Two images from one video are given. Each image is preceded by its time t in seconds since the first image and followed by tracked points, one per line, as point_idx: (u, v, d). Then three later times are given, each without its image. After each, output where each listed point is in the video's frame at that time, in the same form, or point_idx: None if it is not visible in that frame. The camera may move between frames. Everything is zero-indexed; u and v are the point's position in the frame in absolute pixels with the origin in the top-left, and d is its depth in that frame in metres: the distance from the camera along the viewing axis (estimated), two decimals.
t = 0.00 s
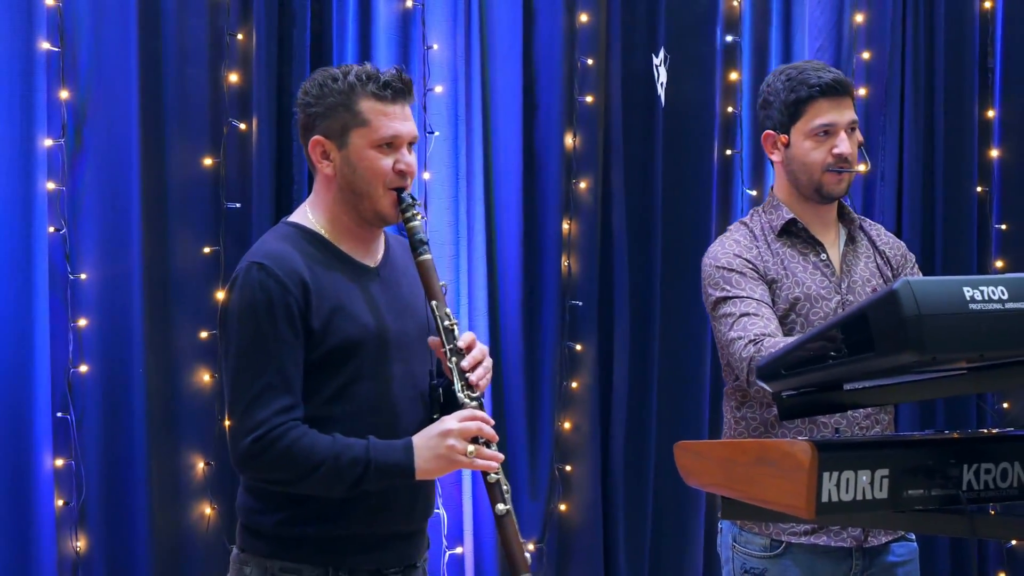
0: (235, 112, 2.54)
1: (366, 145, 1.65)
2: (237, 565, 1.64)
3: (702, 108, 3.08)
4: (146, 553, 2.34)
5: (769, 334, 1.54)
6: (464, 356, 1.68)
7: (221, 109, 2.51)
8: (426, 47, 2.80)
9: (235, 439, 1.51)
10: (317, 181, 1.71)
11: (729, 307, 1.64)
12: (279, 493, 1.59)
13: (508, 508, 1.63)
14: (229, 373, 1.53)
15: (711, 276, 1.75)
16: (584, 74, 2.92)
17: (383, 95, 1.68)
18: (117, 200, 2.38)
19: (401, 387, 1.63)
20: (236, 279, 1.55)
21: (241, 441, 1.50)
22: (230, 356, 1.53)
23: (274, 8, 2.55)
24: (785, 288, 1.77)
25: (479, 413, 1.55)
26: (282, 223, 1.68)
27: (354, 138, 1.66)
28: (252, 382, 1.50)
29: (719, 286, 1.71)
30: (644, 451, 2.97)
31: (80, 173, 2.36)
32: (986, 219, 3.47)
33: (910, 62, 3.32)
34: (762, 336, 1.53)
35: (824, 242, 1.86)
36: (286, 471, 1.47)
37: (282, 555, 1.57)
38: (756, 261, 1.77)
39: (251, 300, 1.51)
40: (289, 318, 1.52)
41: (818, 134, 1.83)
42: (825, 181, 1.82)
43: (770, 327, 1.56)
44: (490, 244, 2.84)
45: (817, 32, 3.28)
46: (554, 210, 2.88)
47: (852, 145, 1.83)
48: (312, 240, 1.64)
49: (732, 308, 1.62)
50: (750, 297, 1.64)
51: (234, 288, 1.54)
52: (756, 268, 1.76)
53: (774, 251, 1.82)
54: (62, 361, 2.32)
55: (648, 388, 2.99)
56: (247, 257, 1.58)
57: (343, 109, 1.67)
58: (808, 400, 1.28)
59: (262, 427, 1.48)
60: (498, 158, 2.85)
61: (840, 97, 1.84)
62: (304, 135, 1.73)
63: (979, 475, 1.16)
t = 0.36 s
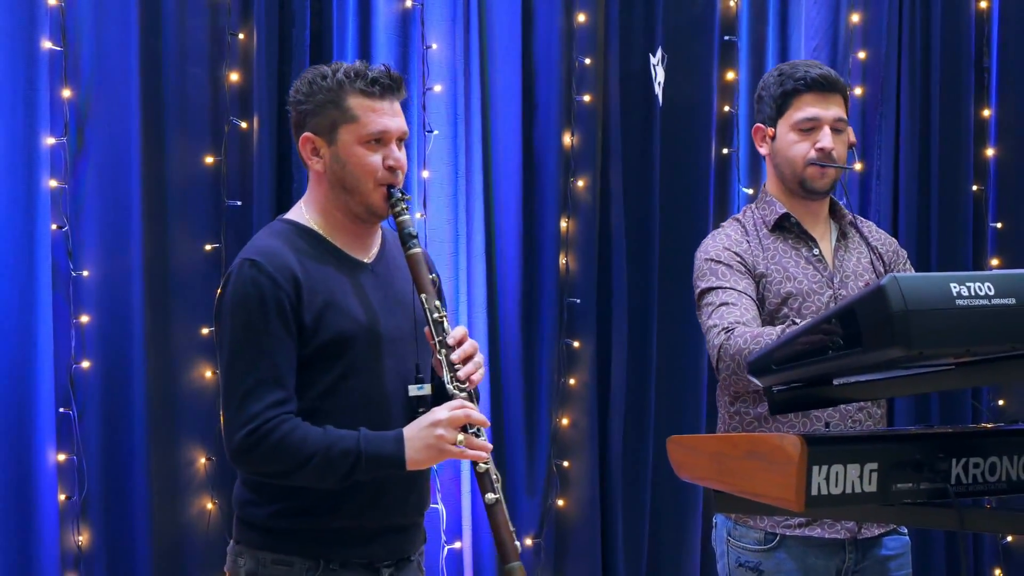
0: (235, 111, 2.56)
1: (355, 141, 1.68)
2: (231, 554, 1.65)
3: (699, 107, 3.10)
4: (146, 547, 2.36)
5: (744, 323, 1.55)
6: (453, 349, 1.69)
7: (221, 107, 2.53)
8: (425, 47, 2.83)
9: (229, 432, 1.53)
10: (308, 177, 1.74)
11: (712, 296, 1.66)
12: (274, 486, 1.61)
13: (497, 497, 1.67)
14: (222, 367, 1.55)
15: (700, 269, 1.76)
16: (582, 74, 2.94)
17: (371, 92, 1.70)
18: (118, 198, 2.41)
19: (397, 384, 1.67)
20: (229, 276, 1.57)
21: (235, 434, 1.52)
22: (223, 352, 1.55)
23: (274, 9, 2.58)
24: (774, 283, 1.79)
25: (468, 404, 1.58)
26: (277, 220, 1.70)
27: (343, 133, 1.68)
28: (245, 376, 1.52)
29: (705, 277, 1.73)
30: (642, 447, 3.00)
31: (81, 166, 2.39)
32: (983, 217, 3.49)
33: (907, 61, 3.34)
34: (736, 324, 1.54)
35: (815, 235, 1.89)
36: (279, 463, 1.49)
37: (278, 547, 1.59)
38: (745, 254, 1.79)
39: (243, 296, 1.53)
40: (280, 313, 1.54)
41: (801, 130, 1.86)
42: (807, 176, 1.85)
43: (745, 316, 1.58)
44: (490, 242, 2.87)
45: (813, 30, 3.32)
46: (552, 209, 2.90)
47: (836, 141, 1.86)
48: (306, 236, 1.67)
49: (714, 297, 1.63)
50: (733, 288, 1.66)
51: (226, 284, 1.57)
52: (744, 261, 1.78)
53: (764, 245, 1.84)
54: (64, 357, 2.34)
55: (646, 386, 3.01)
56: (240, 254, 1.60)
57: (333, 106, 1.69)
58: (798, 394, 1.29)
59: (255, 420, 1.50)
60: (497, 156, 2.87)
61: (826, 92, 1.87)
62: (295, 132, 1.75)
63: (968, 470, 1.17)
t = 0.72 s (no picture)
0: (237, 109, 2.58)
1: (345, 137, 1.69)
2: (228, 548, 1.68)
3: (699, 105, 3.11)
4: (148, 542, 2.38)
5: (741, 320, 1.56)
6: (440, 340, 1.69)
7: (222, 105, 2.54)
8: (425, 45, 2.84)
9: (218, 428, 1.56)
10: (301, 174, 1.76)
11: (710, 293, 1.66)
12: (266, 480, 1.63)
13: (481, 488, 1.68)
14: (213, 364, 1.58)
15: (700, 265, 1.77)
16: (582, 72, 2.95)
17: (360, 88, 1.71)
18: (119, 196, 2.43)
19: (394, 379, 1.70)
20: (220, 273, 1.60)
21: (223, 430, 1.54)
22: (213, 348, 1.58)
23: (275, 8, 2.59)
24: (773, 280, 1.79)
25: (452, 397, 1.58)
26: (270, 217, 1.72)
27: (332, 130, 1.70)
28: (234, 371, 1.54)
29: (705, 273, 1.73)
30: (642, 444, 3.01)
31: (83, 164, 2.42)
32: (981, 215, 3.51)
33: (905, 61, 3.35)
34: (732, 322, 1.54)
35: (817, 235, 1.90)
36: (264, 457, 1.51)
37: (273, 541, 1.61)
38: (745, 251, 1.79)
39: (231, 292, 1.56)
40: (267, 309, 1.56)
41: (772, 129, 1.90)
42: (776, 173, 1.87)
43: (744, 313, 1.58)
44: (490, 240, 2.89)
45: (812, 29, 3.33)
46: (552, 207, 2.91)
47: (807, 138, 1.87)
48: (298, 235, 1.68)
49: (712, 295, 1.64)
50: (732, 286, 1.66)
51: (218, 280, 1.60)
52: (745, 259, 1.79)
53: (765, 242, 1.85)
54: (66, 353, 2.38)
55: (646, 383, 3.02)
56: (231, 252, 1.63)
57: (321, 102, 1.71)
58: (795, 390, 1.30)
59: (242, 415, 1.52)
60: (497, 154, 2.89)
61: (799, 91, 1.90)
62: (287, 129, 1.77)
63: (961, 464, 1.18)
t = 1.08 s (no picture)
0: (235, 110, 2.60)
1: (346, 142, 1.70)
2: (219, 549, 1.68)
3: (697, 106, 3.12)
4: (146, 541, 2.40)
5: (736, 323, 1.57)
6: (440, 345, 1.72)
7: (221, 106, 2.56)
8: (423, 47, 2.85)
9: (217, 428, 1.55)
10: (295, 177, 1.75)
11: (705, 296, 1.67)
12: (259, 480, 1.64)
13: (483, 490, 1.68)
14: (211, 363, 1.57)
15: (694, 266, 1.77)
16: (579, 74, 2.97)
17: (360, 93, 1.71)
18: (117, 196, 2.43)
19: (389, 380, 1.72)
20: (217, 271, 1.59)
21: (223, 429, 1.54)
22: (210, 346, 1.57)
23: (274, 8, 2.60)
24: (768, 282, 1.80)
25: (456, 400, 1.61)
26: (264, 218, 1.72)
27: (333, 135, 1.70)
28: (233, 370, 1.54)
29: (700, 275, 1.74)
30: (639, 443, 3.02)
31: (82, 165, 2.43)
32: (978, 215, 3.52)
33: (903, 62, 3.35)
34: (727, 324, 1.55)
35: (811, 238, 1.91)
36: (267, 456, 1.51)
37: (262, 541, 1.61)
38: (740, 254, 1.80)
39: (229, 291, 1.55)
40: (267, 309, 1.56)
41: (762, 133, 1.92)
42: (767, 176, 1.88)
43: (739, 314, 1.59)
44: (489, 243, 2.89)
45: (809, 30, 3.35)
46: (549, 208, 2.93)
47: (796, 140, 1.88)
48: (294, 236, 1.69)
49: (707, 298, 1.64)
50: (726, 288, 1.67)
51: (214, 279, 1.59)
52: (740, 261, 1.79)
53: (759, 244, 1.85)
54: (65, 352, 2.39)
55: (644, 383, 3.02)
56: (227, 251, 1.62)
57: (321, 106, 1.70)
58: (787, 391, 1.31)
59: (243, 414, 1.52)
60: (494, 155, 2.89)
61: (787, 93, 1.92)
62: (283, 131, 1.76)
63: (954, 465, 1.19)
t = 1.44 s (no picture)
0: (235, 110, 2.60)
1: (360, 150, 1.70)
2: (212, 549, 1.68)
3: (697, 106, 3.12)
4: (146, 539, 2.40)
5: (731, 324, 1.57)
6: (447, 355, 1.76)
7: (221, 106, 2.57)
8: (422, 47, 2.85)
9: (221, 426, 1.55)
10: (303, 177, 1.76)
11: (702, 296, 1.67)
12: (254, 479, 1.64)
13: (487, 501, 1.70)
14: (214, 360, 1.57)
15: (693, 266, 1.77)
16: (579, 74, 2.98)
17: (377, 101, 1.72)
18: (118, 196, 2.44)
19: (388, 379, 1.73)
20: (222, 270, 1.58)
21: (230, 426, 1.54)
22: (214, 343, 1.57)
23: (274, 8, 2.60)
24: (765, 283, 1.80)
25: (462, 410, 1.64)
26: (269, 217, 1.72)
27: (347, 142, 1.70)
28: (239, 370, 1.54)
29: (698, 275, 1.74)
30: (639, 443, 3.03)
31: (83, 165, 2.44)
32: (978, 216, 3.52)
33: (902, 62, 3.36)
34: (721, 325, 1.56)
35: (810, 239, 1.91)
36: (273, 457, 1.52)
37: (257, 541, 1.62)
38: (739, 254, 1.80)
39: (237, 290, 1.55)
40: (274, 311, 1.57)
41: (757, 133, 1.94)
42: (760, 177, 1.91)
43: (734, 317, 1.59)
44: (490, 242, 2.90)
45: (809, 31, 3.34)
46: (549, 208, 2.94)
47: (790, 141, 1.90)
48: (298, 237, 1.68)
49: (704, 298, 1.64)
50: (723, 289, 1.67)
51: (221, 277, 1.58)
52: (739, 261, 1.79)
53: (758, 244, 1.85)
54: (65, 352, 2.40)
55: (644, 382, 3.03)
56: (232, 250, 1.62)
57: (338, 112, 1.71)
58: (783, 390, 1.31)
59: (250, 413, 1.52)
60: (494, 155, 2.90)
61: (781, 94, 1.93)
62: (295, 131, 1.76)
63: (952, 465, 1.19)
